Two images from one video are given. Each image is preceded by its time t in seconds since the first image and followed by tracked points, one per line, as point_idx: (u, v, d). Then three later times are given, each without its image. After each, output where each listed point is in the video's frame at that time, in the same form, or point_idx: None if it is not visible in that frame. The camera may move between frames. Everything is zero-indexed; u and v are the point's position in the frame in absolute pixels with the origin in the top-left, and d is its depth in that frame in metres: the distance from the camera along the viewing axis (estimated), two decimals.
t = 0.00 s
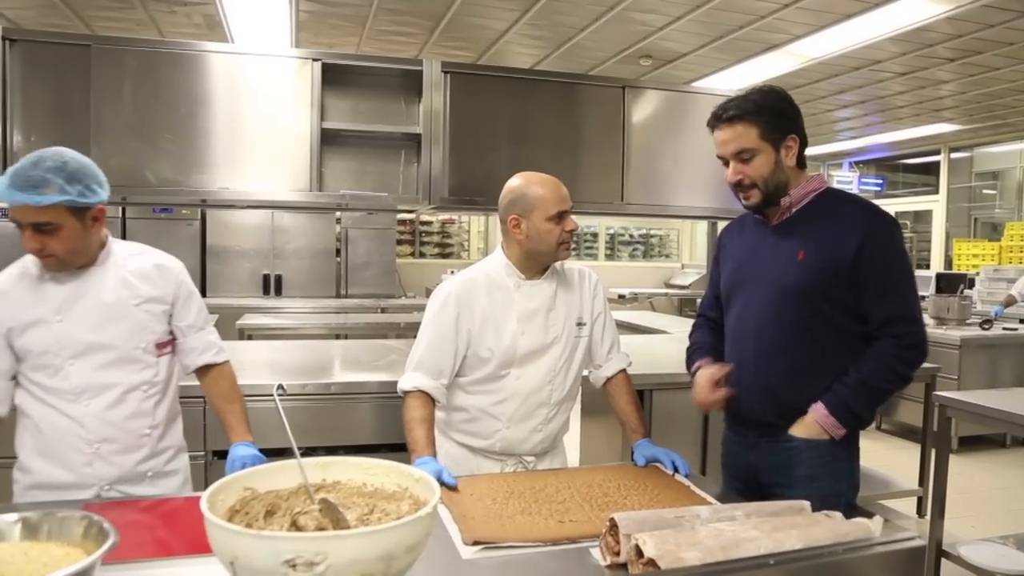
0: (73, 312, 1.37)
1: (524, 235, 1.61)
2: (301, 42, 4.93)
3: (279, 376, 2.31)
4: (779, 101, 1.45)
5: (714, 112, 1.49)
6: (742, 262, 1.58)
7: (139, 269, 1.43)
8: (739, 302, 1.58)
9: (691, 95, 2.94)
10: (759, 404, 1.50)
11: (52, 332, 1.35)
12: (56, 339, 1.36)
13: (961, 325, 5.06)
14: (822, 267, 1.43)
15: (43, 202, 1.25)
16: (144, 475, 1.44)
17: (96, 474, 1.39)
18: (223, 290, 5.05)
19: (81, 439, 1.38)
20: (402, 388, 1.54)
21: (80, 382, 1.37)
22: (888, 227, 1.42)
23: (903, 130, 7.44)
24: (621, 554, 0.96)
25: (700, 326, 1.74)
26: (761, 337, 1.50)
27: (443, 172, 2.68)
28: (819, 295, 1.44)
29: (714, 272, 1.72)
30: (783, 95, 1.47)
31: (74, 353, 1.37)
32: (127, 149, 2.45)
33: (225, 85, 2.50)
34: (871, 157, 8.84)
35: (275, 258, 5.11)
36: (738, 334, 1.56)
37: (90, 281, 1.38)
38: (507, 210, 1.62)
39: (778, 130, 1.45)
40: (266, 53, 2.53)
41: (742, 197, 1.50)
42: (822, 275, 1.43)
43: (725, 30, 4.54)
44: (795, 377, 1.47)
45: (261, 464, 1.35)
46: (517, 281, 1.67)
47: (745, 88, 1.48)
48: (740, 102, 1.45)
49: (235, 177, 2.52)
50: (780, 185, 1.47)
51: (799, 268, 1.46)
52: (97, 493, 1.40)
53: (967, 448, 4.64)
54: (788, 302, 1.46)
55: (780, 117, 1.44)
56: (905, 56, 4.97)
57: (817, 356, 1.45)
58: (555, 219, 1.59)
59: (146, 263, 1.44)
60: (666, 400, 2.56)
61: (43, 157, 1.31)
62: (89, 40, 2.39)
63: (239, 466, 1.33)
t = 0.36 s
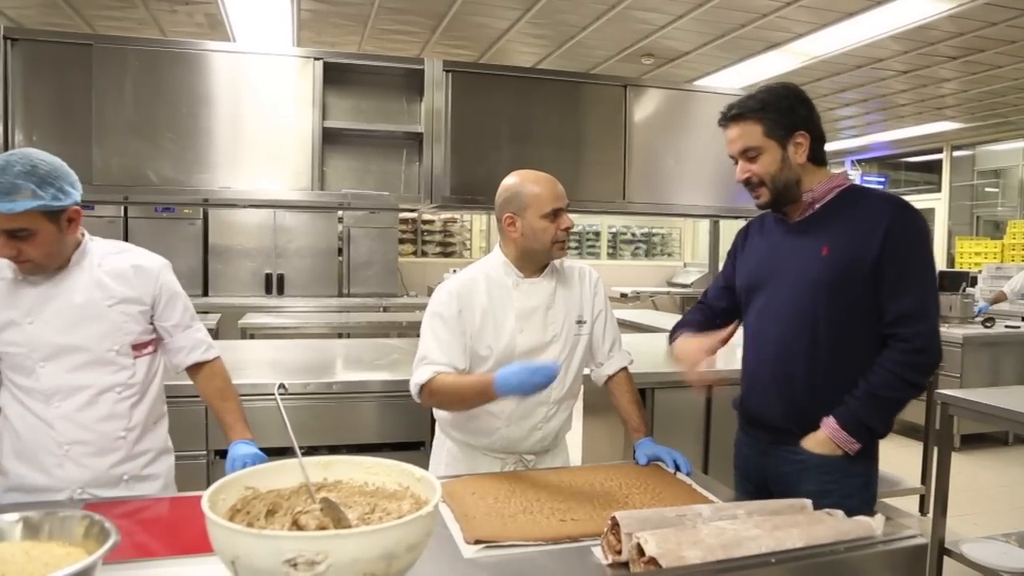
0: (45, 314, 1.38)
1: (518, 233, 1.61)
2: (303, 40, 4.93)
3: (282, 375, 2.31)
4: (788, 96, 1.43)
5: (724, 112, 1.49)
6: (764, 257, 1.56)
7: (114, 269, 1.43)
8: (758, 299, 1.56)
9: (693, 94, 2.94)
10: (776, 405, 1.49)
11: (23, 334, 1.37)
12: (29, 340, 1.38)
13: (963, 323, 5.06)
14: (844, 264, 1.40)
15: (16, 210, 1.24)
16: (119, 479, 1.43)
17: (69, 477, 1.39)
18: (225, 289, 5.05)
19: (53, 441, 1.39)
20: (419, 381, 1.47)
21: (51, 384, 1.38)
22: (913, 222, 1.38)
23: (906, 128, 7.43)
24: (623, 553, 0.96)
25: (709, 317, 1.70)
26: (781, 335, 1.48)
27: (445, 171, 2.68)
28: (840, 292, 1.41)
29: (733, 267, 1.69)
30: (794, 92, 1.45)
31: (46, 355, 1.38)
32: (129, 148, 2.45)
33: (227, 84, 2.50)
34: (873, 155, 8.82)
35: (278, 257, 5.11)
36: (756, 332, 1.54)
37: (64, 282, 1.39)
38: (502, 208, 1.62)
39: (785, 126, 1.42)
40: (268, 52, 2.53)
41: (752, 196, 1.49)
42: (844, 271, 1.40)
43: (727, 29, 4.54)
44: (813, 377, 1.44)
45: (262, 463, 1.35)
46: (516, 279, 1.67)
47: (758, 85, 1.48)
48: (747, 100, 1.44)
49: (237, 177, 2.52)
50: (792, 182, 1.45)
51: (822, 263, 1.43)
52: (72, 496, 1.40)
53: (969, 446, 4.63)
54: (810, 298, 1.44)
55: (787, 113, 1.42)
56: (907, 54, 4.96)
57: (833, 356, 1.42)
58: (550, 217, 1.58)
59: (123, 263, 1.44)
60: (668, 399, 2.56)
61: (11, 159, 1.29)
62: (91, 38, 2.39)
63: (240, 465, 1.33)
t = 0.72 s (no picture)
0: (38, 314, 1.38)
1: (520, 231, 1.61)
2: (304, 39, 4.93)
3: (283, 374, 2.32)
4: (819, 83, 1.36)
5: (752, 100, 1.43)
6: (791, 255, 1.48)
7: (107, 269, 1.43)
8: (784, 297, 1.48)
9: (694, 93, 2.94)
10: (798, 408, 1.42)
11: (16, 334, 1.38)
12: (21, 340, 1.38)
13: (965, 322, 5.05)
14: (875, 263, 1.32)
15: (8, 203, 1.24)
16: (113, 479, 1.44)
17: (61, 477, 1.39)
18: (227, 289, 5.06)
19: (47, 442, 1.39)
20: (432, 381, 1.47)
21: (44, 384, 1.38)
22: (951, 221, 1.28)
23: (907, 127, 7.42)
24: (624, 552, 0.97)
25: (735, 322, 1.64)
26: (804, 337, 1.40)
27: (446, 171, 2.67)
28: (869, 294, 1.32)
29: (762, 265, 1.62)
30: (826, 80, 1.37)
31: (39, 354, 1.38)
32: (130, 146, 2.46)
33: (229, 84, 2.50)
34: (875, 154, 8.81)
35: (279, 256, 5.11)
36: (780, 332, 1.47)
37: (58, 281, 1.40)
38: (504, 207, 1.62)
39: (810, 117, 1.35)
40: (269, 51, 2.52)
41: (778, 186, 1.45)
42: (872, 272, 1.32)
43: (728, 27, 4.53)
44: (837, 383, 1.36)
45: (263, 462, 1.35)
46: (520, 279, 1.67)
47: (791, 69, 1.41)
48: (773, 89, 1.38)
49: (238, 176, 2.53)
50: (818, 176, 1.39)
51: (849, 262, 1.35)
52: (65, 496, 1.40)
53: (971, 445, 4.63)
54: (836, 300, 1.35)
55: (813, 103, 1.35)
56: (908, 53, 4.95)
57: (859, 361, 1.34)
58: (552, 216, 1.58)
59: (116, 263, 1.45)
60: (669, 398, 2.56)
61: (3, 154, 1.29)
62: (92, 37, 2.39)
63: (242, 464, 1.33)
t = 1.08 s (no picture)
0: (41, 313, 1.38)
1: (516, 229, 1.62)
2: (305, 39, 4.94)
3: (285, 374, 2.32)
4: (834, 82, 1.36)
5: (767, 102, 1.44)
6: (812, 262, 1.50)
7: (110, 268, 1.44)
8: (804, 305, 1.50)
9: (695, 93, 2.94)
10: (810, 416, 1.44)
11: (20, 333, 1.38)
12: (25, 339, 1.38)
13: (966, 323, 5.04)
14: (874, 270, 1.32)
15: (5, 199, 1.25)
16: (116, 478, 1.44)
17: (63, 476, 1.39)
18: (228, 289, 5.06)
19: (50, 441, 1.39)
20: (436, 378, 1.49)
21: (48, 383, 1.38)
22: (955, 223, 1.25)
23: (908, 127, 7.41)
24: (625, 552, 0.97)
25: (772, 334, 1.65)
26: (813, 344, 1.42)
27: (447, 171, 2.67)
28: (869, 301, 1.32)
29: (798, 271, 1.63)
30: (842, 79, 1.37)
31: (43, 353, 1.38)
32: (132, 146, 2.46)
33: (230, 84, 2.51)
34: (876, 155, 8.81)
35: (280, 256, 5.12)
36: (797, 340, 1.49)
37: (61, 280, 1.40)
38: (502, 204, 1.63)
39: (824, 116, 1.35)
40: (270, 51, 2.53)
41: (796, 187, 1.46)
42: (872, 278, 1.32)
43: (729, 28, 4.53)
44: (842, 391, 1.37)
45: (264, 461, 1.36)
46: (520, 278, 1.67)
47: (808, 67, 1.41)
48: (787, 89, 1.39)
49: (240, 176, 2.54)
50: (833, 176, 1.39)
51: (852, 269, 1.36)
52: (68, 495, 1.40)
53: (971, 446, 4.63)
54: (839, 306, 1.37)
55: (826, 103, 1.35)
56: (909, 54, 4.95)
57: (863, 370, 1.34)
58: (548, 214, 1.58)
59: (119, 262, 1.45)
60: (670, 398, 2.57)
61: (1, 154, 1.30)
62: (94, 36, 2.39)
63: (243, 464, 1.34)
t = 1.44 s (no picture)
0: (42, 315, 1.39)
1: (511, 233, 1.63)
2: (306, 40, 4.94)
3: (286, 375, 2.32)
4: (848, 80, 1.36)
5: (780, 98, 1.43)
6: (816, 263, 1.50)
7: (110, 269, 1.44)
8: (808, 306, 1.51)
9: (696, 95, 2.94)
10: (809, 417, 1.45)
11: (21, 335, 1.38)
12: (26, 341, 1.38)
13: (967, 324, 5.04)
14: (874, 272, 1.32)
15: (8, 210, 1.25)
16: (118, 477, 1.44)
17: (66, 476, 1.40)
18: (229, 289, 5.07)
19: (52, 441, 1.39)
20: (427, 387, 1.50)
21: (50, 383, 1.39)
22: (955, 226, 1.24)
23: (909, 128, 7.41)
24: (626, 552, 0.97)
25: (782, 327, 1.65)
26: (814, 345, 1.43)
27: (448, 171, 2.68)
28: (868, 304, 1.32)
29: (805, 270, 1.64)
30: (856, 77, 1.37)
31: (44, 354, 1.39)
32: (134, 147, 2.46)
33: (231, 85, 2.51)
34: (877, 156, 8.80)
35: (281, 257, 5.12)
36: (801, 341, 1.49)
37: (61, 282, 1.41)
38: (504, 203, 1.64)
39: (839, 115, 1.35)
40: (273, 52, 2.53)
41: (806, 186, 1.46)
42: (872, 281, 1.32)
43: (730, 29, 4.53)
44: (840, 393, 1.37)
45: (265, 462, 1.36)
46: (522, 281, 1.67)
47: (820, 65, 1.41)
48: (801, 86, 1.38)
49: (241, 176, 2.54)
50: (843, 176, 1.40)
51: (853, 271, 1.36)
52: (71, 495, 1.40)
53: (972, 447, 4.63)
54: (838, 308, 1.37)
55: (841, 101, 1.35)
56: (910, 55, 4.95)
57: (862, 373, 1.34)
58: (535, 227, 1.57)
59: (119, 264, 1.46)
60: (670, 399, 2.57)
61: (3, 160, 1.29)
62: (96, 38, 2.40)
63: (244, 465, 1.34)
